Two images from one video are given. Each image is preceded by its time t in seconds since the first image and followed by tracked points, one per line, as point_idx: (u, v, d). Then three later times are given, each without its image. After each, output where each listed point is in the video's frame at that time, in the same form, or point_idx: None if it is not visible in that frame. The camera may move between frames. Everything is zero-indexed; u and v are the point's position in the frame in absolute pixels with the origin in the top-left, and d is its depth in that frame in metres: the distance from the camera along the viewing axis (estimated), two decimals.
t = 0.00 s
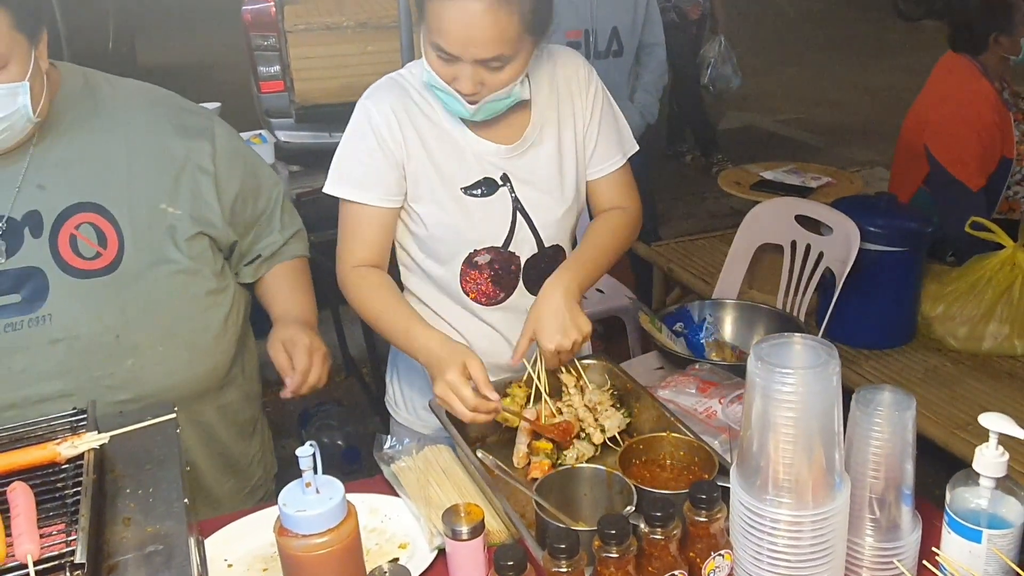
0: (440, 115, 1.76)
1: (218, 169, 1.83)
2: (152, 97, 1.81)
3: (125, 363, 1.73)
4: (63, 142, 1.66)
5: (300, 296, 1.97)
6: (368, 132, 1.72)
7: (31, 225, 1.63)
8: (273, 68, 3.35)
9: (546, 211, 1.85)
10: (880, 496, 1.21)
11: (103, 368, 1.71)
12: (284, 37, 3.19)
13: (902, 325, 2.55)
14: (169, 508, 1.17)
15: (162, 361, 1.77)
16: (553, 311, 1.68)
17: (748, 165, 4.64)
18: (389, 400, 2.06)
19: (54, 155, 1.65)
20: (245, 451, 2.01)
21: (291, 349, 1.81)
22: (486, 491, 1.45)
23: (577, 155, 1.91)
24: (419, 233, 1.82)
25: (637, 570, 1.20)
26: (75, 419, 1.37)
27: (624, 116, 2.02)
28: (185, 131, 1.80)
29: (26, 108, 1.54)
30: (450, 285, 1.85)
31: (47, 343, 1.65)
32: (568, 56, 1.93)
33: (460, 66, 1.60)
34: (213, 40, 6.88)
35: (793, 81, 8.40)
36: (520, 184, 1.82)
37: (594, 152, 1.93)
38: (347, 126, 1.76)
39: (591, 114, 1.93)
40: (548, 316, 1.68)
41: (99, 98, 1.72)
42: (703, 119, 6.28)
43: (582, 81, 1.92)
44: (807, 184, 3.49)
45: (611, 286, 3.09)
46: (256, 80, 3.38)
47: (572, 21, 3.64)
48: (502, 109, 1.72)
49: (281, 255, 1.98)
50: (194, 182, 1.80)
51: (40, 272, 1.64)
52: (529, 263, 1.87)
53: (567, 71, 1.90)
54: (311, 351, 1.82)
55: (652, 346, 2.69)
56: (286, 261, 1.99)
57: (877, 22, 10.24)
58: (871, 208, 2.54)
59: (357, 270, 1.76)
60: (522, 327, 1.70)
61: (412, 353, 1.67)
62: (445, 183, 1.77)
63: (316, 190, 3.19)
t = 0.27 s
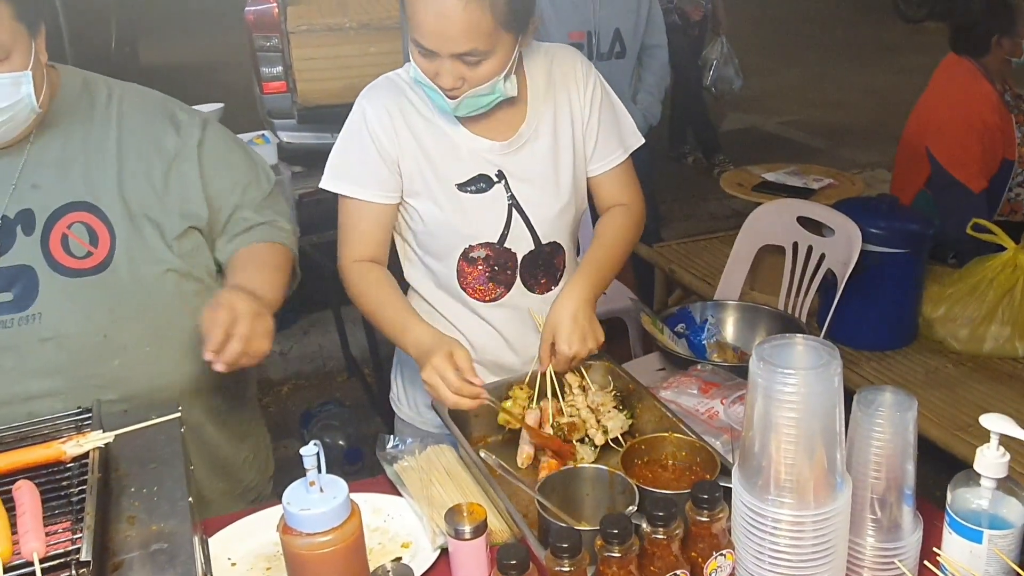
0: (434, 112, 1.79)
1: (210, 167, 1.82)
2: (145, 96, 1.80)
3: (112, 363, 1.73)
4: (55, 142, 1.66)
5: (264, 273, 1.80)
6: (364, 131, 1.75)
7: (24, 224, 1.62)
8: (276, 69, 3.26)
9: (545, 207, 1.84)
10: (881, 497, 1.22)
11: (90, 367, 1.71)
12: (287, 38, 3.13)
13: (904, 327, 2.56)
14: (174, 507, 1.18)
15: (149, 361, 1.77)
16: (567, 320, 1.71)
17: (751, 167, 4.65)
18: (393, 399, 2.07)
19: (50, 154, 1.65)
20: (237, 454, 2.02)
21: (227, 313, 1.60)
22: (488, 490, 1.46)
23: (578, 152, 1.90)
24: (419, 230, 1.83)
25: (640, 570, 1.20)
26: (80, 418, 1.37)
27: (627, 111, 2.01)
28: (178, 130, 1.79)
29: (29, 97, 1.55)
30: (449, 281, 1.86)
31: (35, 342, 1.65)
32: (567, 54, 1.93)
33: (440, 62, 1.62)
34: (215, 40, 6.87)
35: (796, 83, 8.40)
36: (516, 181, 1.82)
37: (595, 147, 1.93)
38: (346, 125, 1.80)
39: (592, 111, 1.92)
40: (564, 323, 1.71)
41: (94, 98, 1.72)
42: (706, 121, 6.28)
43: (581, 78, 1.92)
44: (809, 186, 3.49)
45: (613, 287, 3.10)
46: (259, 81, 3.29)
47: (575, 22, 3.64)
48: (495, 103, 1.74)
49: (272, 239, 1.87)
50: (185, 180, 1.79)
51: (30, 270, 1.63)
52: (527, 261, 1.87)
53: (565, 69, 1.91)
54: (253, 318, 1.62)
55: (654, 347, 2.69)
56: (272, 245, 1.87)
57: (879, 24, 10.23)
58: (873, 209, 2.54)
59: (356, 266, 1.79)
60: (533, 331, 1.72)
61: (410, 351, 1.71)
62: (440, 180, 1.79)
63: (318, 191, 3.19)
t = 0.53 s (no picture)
0: (433, 112, 1.79)
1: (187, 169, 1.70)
2: (128, 96, 1.72)
3: (80, 370, 1.65)
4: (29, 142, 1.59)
5: (215, 285, 1.58)
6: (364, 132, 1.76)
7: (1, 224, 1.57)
8: (277, 72, 3.25)
9: (543, 204, 1.86)
10: (878, 498, 1.23)
11: (59, 375, 1.64)
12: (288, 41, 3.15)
13: (903, 330, 2.57)
14: (176, 506, 1.19)
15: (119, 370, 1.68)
16: (573, 310, 1.78)
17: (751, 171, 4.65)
18: (394, 399, 2.08)
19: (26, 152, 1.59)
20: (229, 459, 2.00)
21: (163, 347, 1.37)
22: (488, 490, 1.47)
23: (574, 149, 1.93)
24: (420, 230, 1.85)
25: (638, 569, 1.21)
26: (83, 419, 1.38)
27: (619, 106, 2.04)
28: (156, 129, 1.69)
29: (24, 91, 1.50)
30: (450, 281, 1.86)
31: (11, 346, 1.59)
32: (561, 53, 1.95)
33: (476, 66, 1.63)
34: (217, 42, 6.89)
35: (796, 87, 8.41)
36: (514, 179, 1.84)
37: (590, 144, 1.96)
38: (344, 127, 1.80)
39: (586, 108, 1.95)
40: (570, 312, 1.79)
41: (73, 97, 1.64)
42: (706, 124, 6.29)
43: (575, 76, 1.94)
44: (808, 190, 3.51)
45: (614, 290, 3.11)
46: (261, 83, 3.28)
47: (575, 26, 3.66)
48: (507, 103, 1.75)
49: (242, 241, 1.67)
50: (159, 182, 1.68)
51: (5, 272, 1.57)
52: (527, 257, 1.88)
53: (560, 67, 1.93)
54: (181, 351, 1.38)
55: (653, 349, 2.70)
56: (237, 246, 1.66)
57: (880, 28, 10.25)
58: (872, 212, 2.55)
59: (355, 265, 1.81)
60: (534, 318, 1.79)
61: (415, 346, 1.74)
62: (440, 179, 1.80)
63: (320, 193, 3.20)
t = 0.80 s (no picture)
0: (435, 111, 1.79)
1: (169, 175, 1.63)
2: (117, 100, 1.66)
3: (44, 381, 1.60)
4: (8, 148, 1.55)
5: (204, 296, 1.52)
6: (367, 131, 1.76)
7: None
8: (279, 74, 3.25)
9: (545, 201, 1.87)
10: (879, 499, 1.23)
11: (23, 384, 1.60)
12: (290, 44, 3.17)
13: (904, 332, 2.57)
14: (178, 507, 1.19)
15: (83, 382, 1.64)
16: (582, 305, 1.83)
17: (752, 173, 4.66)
18: (395, 402, 2.08)
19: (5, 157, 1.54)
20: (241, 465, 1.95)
21: (151, 364, 1.30)
22: (490, 491, 1.47)
23: (573, 147, 1.95)
24: (421, 230, 1.84)
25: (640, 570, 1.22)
26: (87, 420, 1.39)
27: (614, 104, 2.07)
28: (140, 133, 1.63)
29: (10, 92, 1.47)
30: (453, 280, 1.87)
31: None
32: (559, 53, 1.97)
33: (489, 66, 1.64)
34: (218, 44, 6.90)
35: (798, 89, 8.42)
36: (517, 175, 1.84)
37: (588, 143, 1.98)
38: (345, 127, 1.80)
39: (584, 107, 1.97)
40: (575, 301, 1.83)
41: (58, 101, 1.59)
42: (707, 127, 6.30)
43: (574, 75, 1.97)
44: (809, 192, 3.51)
45: (615, 292, 3.12)
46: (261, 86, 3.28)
47: (576, 29, 3.67)
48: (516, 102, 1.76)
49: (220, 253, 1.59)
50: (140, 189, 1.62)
51: None
52: (528, 254, 1.88)
53: (559, 67, 1.94)
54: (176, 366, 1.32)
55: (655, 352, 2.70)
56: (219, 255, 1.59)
57: (881, 31, 10.25)
58: (873, 215, 2.55)
59: (354, 264, 1.80)
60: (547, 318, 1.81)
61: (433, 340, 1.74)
62: (442, 177, 1.80)
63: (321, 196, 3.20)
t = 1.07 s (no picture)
0: (433, 111, 1.80)
1: (164, 179, 1.64)
2: (114, 103, 1.67)
3: (24, 387, 1.60)
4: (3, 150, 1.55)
5: (206, 280, 1.52)
6: (364, 132, 1.76)
7: None
8: (280, 77, 3.26)
9: (542, 201, 1.88)
10: (879, 499, 1.23)
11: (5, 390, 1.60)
12: (291, 47, 3.20)
13: (905, 334, 2.57)
14: (181, 507, 1.19)
15: (64, 390, 1.63)
16: (581, 308, 1.85)
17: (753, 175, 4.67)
18: (393, 405, 2.08)
19: None
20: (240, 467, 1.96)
21: (142, 344, 1.35)
22: (490, 491, 1.48)
23: (571, 148, 1.95)
24: (418, 231, 1.84)
25: (641, 570, 1.22)
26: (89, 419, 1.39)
27: (608, 105, 2.07)
28: (137, 137, 1.63)
29: (7, 95, 1.47)
30: (452, 281, 1.87)
31: None
32: (553, 55, 1.97)
33: (486, 67, 1.64)
34: (219, 47, 6.91)
35: (798, 92, 8.43)
36: (514, 176, 1.85)
37: (585, 144, 1.99)
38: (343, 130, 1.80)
39: (579, 108, 1.98)
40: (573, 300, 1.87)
41: (55, 103, 1.60)
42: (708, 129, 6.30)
43: (570, 77, 1.97)
44: (810, 194, 3.52)
45: (615, 294, 3.12)
46: (262, 88, 3.28)
47: (577, 31, 3.68)
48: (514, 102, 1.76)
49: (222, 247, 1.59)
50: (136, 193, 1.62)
51: None
52: (527, 255, 1.89)
53: (555, 68, 1.95)
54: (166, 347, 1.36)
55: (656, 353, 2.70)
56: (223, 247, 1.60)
57: (881, 34, 10.26)
58: (874, 216, 2.56)
59: (354, 267, 1.80)
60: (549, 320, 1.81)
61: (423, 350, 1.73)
62: (440, 178, 1.80)
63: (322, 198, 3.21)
